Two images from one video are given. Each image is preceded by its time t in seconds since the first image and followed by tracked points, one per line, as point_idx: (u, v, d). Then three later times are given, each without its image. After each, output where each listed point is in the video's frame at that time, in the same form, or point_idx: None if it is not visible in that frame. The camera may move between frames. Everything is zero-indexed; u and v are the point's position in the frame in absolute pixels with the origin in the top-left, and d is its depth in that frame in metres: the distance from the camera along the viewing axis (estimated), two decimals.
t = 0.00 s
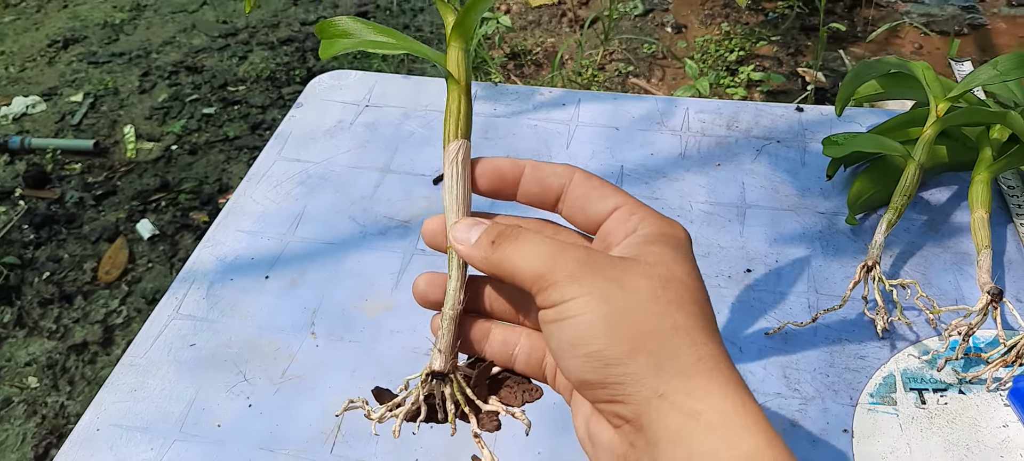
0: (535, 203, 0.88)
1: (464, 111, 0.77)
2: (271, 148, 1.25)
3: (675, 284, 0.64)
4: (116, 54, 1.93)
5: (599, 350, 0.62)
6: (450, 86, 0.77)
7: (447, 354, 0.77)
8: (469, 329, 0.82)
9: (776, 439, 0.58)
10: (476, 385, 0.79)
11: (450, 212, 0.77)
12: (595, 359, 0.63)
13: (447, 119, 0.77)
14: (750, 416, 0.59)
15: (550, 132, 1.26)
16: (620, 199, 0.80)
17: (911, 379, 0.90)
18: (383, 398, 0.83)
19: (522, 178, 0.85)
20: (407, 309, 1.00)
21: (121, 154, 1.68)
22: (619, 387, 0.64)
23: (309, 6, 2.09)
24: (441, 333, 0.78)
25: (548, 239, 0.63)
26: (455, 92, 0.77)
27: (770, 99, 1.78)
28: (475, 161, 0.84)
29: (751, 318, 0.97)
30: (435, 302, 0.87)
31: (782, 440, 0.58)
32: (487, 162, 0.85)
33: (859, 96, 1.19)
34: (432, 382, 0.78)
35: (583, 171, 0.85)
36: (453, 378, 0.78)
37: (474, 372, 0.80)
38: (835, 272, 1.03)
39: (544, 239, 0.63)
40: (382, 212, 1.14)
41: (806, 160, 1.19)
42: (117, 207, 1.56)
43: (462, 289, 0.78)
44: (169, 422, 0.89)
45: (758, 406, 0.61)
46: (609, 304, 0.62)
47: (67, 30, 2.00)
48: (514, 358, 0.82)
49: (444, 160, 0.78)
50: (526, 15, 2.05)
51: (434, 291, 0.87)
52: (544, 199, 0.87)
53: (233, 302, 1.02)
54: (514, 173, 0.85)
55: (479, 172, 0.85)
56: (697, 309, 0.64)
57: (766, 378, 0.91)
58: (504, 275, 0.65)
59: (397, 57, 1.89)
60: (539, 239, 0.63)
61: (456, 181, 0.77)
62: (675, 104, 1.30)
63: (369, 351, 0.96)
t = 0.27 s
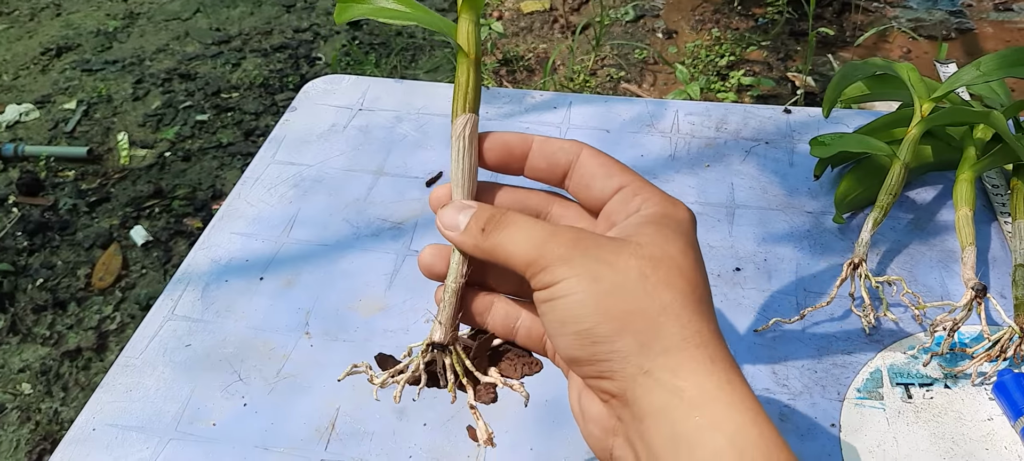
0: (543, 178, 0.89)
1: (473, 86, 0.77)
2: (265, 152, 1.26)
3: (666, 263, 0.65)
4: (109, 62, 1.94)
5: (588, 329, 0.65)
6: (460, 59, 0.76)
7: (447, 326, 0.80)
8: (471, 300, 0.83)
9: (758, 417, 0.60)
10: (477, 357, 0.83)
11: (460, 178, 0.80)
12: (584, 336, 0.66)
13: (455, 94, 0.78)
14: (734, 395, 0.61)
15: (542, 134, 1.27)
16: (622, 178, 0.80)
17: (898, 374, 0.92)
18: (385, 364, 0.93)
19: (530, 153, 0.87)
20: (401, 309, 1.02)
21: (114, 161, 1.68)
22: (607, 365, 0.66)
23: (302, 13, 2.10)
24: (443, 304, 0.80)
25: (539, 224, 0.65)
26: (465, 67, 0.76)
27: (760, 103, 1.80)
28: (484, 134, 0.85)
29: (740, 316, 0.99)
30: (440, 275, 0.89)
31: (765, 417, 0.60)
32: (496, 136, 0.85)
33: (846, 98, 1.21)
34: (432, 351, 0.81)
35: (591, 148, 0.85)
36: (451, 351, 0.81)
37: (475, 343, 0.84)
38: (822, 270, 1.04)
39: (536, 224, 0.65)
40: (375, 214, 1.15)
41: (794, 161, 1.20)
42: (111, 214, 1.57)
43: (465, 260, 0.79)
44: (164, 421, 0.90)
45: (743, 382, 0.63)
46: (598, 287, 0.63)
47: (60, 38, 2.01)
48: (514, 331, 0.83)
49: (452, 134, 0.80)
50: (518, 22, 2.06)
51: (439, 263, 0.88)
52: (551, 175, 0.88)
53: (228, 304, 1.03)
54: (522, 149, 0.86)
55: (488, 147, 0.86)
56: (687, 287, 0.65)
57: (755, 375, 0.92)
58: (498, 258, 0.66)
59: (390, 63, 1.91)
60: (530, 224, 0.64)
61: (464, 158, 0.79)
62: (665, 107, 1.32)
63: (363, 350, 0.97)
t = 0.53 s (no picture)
0: (530, 172, 0.87)
1: (446, 99, 0.78)
2: (253, 160, 1.26)
3: (631, 258, 0.61)
4: (98, 70, 1.93)
5: (546, 329, 0.63)
6: (430, 75, 0.78)
7: (455, 340, 0.79)
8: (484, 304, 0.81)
9: (715, 419, 0.58)
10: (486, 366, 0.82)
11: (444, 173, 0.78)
12: (544, 337, 0.64)
13: (430, 108, 0.79)
14: (691, 396, 0.59)
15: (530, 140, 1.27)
16: (602, 164, 0.76)
17: (884, 376, 0.92)
18: (396, 385, 0.94)
19: (511, 150, 0.85)
20: (389, 316, 1.02)
21: (104, 169, 1.68)
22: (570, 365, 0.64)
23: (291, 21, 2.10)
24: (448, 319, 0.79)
25: (509, 218, 0.63)
26: (435, 80, 0.78)
27: (749, 108, 1.80)
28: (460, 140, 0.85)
29: (727, 319, 0.99)
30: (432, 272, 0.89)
31: (725, 417, 0.58)
32: (473, 140, 0.85)
33: (831, 103, 1.22)
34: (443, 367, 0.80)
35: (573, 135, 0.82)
36: (461, 363, 0.80)
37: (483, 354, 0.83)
38: (809, 273, 1.05)
39: (506, 218, 0.63)
40: (363, 220, 1.15)
41: (781, 165, 1.21)
42: (100, 223, 1.57)
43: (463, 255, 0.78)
44: (153, 429, 0.90)
45: (707, 379, 0.60)
46: (557, 287, 0.61)
47: (48, 47, 2.01)
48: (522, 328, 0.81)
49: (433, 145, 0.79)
50: (508, 29, 2.07)
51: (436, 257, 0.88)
52: (536, 168, 0.86)
53: (216, 311, 1.03)
54: (502, 147, 0.85)
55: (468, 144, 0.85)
56: (649, 282, 0.61)
57: (743, 378, 0.93)
58: (472, 250, 0.66)
59: (380, 70, 1.91)
60: (499, 220, 0.63)
61: (446, 165, 0.78)
62: (653, 112, 1.32)
63: (352, 357, 0.97)
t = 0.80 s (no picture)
0: (517, 171, 0.83)
1: (465, 122, 0.78)
2: (246, 167, 1.26)
3: (584, 256, 0.61)
4: (91, 77, 1.93)
5: (500, 331, 0.62)
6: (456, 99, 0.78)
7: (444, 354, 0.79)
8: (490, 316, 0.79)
9: (671, 415, 0.57)
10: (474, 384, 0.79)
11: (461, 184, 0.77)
12: (500, 339, 0.63)
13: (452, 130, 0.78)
14: (648, 392, 0.58)
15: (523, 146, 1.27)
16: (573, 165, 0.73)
17: (878, 381, 0.92)
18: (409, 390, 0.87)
19: (499, 143, 0.81)
20: (383, 323, 1.02)
21: (96, 176, 1.68)
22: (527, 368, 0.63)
23: (284, 26, 2.09)
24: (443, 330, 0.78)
25: (481, 233, 0.65)
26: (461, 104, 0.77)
27: (742, 112, 1.81)
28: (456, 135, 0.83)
29: (722, 325, 0.99)
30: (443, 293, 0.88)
31: (680, 412, 0.57)
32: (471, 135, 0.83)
33: (824, 107, 1.22)
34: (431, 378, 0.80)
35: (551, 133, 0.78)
36: (448, 377, 0.79)
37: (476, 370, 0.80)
38: (803, 278, 1.05)
39: (478, 233, 0.65)
40: (357, 227, 1.15)
41: (774, 170, 1.21)
42: (93, 230, 1.56)
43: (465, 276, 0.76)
44: (146, 438, 0.90)
45: (664, 374, 0.59)
46: (512, 288, 0.61)
47: (40, 54, 2.00)
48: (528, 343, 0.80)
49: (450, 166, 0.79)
50: (501, 34, 2.07)
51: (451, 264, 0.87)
52: (520, 166, 0.82)
53: (209, 320, 1.03)
54: (492, 141, 0.82)
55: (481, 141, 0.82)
56: (604, 280, 0.60)
57: (737, 383, 0.93)
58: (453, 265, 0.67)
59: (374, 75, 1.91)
60: (472, 234, 0.65)
61: (459, 197, 0.78)
62: (646, 118, 1.32)
63: (346, 365, 0.97)
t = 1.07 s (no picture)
0: (535, 180, 0.82)
1: (472, 131, 0.76)
2: (243, 173, 1.26)
3: (608, 262, 0.62)
4: (87, 82, 1.93)
5: (515, 327, 0.62)
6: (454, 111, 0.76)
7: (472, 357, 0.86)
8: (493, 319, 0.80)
9: (679, 423, 0.55)
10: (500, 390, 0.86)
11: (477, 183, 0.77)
12: (514, 335, 0.63)
13: (459, 140, 0.76)
14: (657, 399, 0.57)
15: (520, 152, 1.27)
16: (596, 178, 0.72)
17: (875, 388, 0.92)
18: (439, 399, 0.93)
19: (518, 152, 0.81)
20: (379, 330, 1.01)
21: (92, 181, 1.67)
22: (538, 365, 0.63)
23: (281, 31, 2.09)
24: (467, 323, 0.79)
25: (504, 224, 0.66)
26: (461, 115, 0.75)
27: (739, 116, 1.81)
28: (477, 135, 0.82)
29: (719, 331, 0.99)
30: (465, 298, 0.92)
31: (689, 422, 0.56)
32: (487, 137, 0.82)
33: (820, 113, 1.23)
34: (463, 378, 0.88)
35: (575, 146, 0.77)
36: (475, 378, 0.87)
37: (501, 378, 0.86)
38: (800, 284, 1.05)
39: (501, 224, 0.66)
40: (353, 233, 1.15)
41: (770, 175, 1.21)
42: (89, 235, 1.56)
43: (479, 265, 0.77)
44: (141, 447, 0.90)
45: (676, 384, 0.58)
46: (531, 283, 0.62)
47: (36, 58, 2.00)
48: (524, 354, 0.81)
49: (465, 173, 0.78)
50: (498, 38, 2.07)
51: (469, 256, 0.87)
52: (539, 175, 0.81)
53: (206, 327, 1.02)
54: (511, 147, 0.81)
55: (499, 145, 0.82)
56: (624, 287, 0.60)
57: (735, 390, 0.93)
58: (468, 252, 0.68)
59: (370, 80, 1.91)
60: (495, 224, 0.66)
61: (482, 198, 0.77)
62: (642, 123, 1.32)
63: (342, 372, 0.97)
